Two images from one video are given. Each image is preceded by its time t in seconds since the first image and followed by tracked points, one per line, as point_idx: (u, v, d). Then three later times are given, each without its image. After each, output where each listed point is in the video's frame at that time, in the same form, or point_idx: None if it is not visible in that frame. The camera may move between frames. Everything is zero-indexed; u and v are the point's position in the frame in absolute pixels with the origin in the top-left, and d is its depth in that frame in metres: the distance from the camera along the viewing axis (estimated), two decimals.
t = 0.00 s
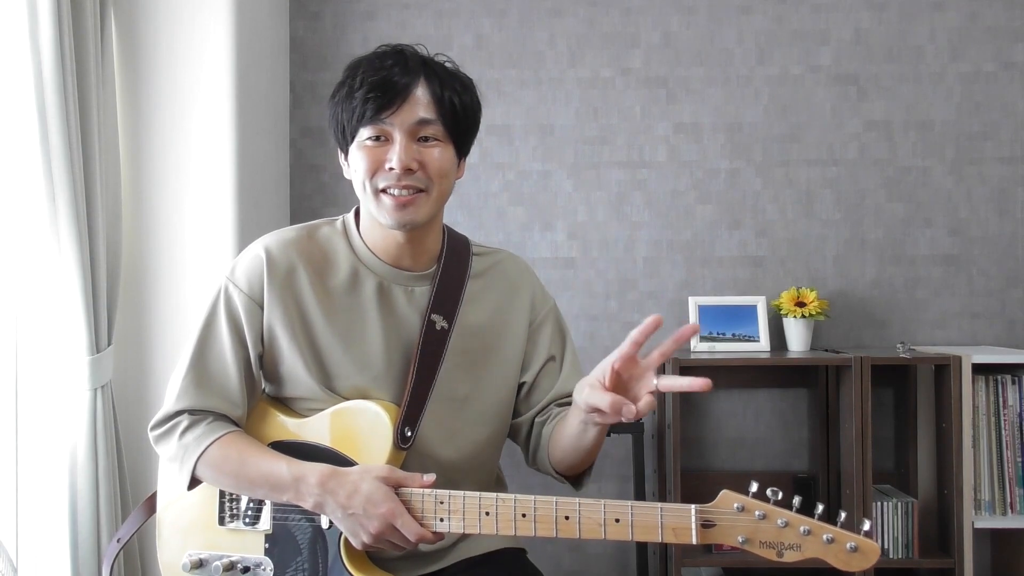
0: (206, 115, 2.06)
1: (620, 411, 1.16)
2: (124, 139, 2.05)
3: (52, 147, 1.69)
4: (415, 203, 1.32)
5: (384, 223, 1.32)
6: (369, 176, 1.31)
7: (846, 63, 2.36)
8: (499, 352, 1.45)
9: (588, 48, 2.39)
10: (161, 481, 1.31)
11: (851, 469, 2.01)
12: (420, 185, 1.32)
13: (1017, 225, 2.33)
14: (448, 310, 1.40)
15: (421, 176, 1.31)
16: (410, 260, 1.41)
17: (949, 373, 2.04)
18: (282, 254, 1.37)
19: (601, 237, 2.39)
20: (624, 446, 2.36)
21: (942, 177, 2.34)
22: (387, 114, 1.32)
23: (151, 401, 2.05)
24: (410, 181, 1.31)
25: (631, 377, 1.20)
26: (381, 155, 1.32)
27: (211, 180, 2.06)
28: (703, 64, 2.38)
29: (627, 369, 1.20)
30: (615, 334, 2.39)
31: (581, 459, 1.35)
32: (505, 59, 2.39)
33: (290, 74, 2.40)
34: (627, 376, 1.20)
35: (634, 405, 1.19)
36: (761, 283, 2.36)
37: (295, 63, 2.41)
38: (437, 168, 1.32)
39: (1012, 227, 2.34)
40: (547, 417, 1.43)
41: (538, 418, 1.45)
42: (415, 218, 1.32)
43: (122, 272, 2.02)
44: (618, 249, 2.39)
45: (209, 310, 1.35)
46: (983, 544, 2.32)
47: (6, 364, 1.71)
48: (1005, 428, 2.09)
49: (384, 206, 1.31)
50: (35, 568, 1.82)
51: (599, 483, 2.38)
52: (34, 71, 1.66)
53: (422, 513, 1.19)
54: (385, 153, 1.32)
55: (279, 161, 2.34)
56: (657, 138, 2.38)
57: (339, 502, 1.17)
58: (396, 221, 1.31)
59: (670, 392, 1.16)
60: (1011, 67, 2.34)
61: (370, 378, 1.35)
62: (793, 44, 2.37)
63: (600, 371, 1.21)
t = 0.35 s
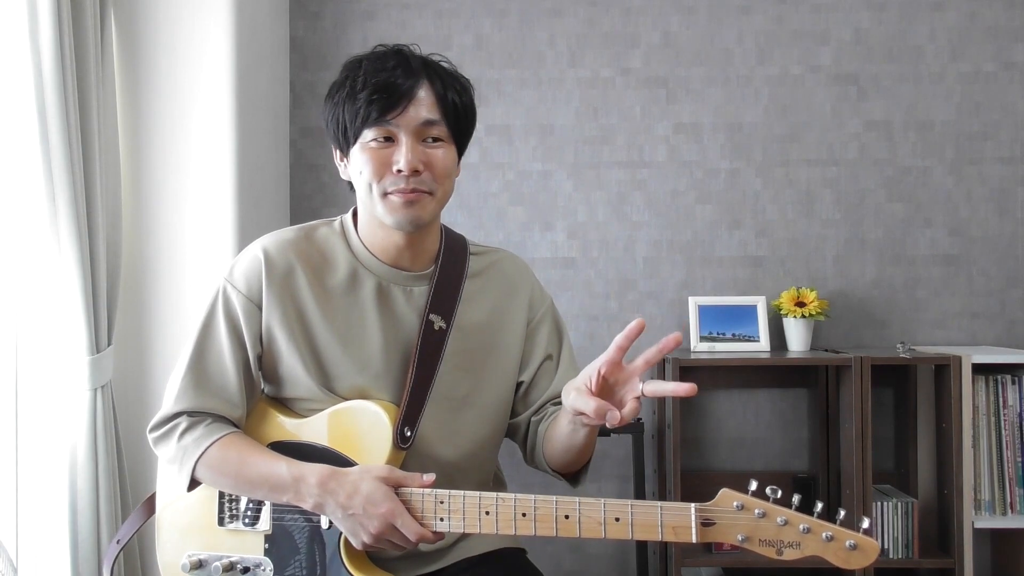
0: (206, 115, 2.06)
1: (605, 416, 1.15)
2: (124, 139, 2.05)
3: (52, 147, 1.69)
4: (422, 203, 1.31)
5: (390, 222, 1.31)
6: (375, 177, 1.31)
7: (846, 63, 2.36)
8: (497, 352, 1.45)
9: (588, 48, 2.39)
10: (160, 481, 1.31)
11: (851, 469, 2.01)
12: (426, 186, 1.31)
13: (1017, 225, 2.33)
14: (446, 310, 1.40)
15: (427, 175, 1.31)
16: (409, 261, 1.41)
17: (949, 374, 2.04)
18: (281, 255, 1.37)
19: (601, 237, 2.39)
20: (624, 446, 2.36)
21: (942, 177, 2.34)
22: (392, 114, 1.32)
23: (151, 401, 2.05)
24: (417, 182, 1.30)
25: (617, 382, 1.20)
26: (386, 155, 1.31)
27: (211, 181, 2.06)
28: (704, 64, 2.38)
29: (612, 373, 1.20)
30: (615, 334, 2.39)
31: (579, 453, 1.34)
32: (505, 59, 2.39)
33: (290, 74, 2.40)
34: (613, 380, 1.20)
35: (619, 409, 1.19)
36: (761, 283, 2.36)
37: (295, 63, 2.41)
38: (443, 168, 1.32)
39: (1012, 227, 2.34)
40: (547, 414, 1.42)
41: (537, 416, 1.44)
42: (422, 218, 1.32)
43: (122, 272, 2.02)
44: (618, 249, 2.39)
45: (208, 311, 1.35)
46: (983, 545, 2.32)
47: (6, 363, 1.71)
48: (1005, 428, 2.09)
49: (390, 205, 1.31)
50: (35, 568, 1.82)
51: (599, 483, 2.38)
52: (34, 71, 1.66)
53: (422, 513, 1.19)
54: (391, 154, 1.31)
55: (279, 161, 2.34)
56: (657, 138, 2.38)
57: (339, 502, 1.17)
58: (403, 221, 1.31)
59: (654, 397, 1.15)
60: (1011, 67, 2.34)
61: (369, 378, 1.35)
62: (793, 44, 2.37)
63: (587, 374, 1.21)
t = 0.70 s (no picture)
0: (206, 115, 2.06)
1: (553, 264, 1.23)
2: (124, 139, 2.05)
3: (52, 147, 1.68)
4: (444, 197, 1.31)
5: (409, 215, 1.30)
6: (398, 171, 1.30)
7: (846, 63, 2.36)
8: (498, 353, 1.45)
9: (588, 48, 2.39)
10: (160, 481, 1.31)
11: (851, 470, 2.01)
12: (448, 180, 1.31)
13: (1017, 225, 2.33)
14: (448, 310, 1.40)
15: (450, 171, 1.31)
16: (415, 263, 1.41)
17: (949, 374, 2.04)
18: (282, 256, 1.37)
19: (601, 237, 2.39)
20: (624, 446, 2.36)
21: (942, 177, 2.35)
22: (414, 110, 1.32)
23: (151, 401, 2.05)
24: (440, 176, 1.30)
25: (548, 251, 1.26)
26: (409, 150, 1.31)
27: (211, 180, 2.06)
28: (704, 64, 2.38)
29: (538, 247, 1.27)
30: (615, 334, 2.39)
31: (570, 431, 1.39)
32: (505, 59, 2.39)
33: (290, 74, 2.40)
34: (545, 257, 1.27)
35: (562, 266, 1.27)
36: (761, 283, 2.36)
37: (295, 64, 2.41)
38: (463, 164, 1.34)
39: (1012, 227, 2.34)
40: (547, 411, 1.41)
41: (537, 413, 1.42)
42: (444, 212, 1.31)
43: (122, 272, 2.02)
44: (618, 249, 2.39)
45: (209, 312, 1.35)
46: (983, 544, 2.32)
47: (6, 363, 1.71)
48: (1005, 428, 2.09)
49: (412, 199, 1.30)
50: (35, 569, 1.82)
51: (599, 483, 2.38)
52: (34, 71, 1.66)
53: (422, 514, 1.19)
54: (414, 149, 1.31)
55: (279, 161, 2.33)
56: (657, 138, 2.38)
57: (339, 503, 1.17)
58: (426, 215, 1.30)
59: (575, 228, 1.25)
60: (1011, 67, 2.34)
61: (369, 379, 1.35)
62: (793, 44, 2.37)
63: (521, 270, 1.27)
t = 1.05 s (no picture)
0: (206, 116, 2.06)
1: (622, 395, 1.11)
2: (124, 139, 2.05)
3: (52, 148, 1.68)
4: (447, 202, 1.32)
5: (412, 220, 1.30)
6: (402, 175, 1.30)
7: (846, 63, 2.36)
8: (499, 353, 1.45)
9: (588, 48, 2.39)
10: (160, 481, 1.31)
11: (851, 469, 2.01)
12: (452, 185, 1.32)
13: (1017, 225, 2.33)
14: (451, 310, 1.40)
15: (453, 175, 1.32)
16: (417, 264, 1.41)
17: (949, 374, 2.04)
18: (284, 256, 1.37)
19: (601, 237, 2.39)
20: (624, 446, 2.36)
21: (942, 177, 2.35)
22: (419, 114, 1.32)
23: (151, 401, 2.05)
24: (444, 181, 1.31)
25: (633, 363, 1.15)
26: (413, 154, 1.31)
27: (210, 180, 2.06)
28: (704, 64, 2.38)
29: (628, 354, 1.14)
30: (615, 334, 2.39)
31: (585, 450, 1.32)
32: (505, 59, 2.39)
33: (290, 73, 2.40)
34: (629, 362, 1.15)
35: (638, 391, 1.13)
36: (761, 283, 2.36)
37: (295, 64, 2.41)
38: (467, 168, 1.34)
39: (1012, 227, 2.34)
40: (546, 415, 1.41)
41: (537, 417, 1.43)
42: (447, 217, 1.32)
43: (122, 272, 2.02)
44: (618, 249, 2.39)
45: (210, 311, 1.35)
46: (983, 544, 2.32)
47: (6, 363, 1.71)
48: (1005, 428, 2.09)
49: (416, 204, 1.30)
50: (35, 568, 1.82)
51: (599, 484, 2.37)
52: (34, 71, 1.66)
53: (422, 514, 1.19)
54: (418, 153, 1.31)
55: (279, 161, 2.33)
56: (657, 138, 2.38)
57: (339, 503, 1.17)
58: (429, 220, 1.30)
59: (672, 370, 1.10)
60: (1011, 67, 2.34)
61: (370, 380, 1.35)
62: (793, 44, 2.37)
63: (602, 357, 1.16)
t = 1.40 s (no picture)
0: (206, 116, 2.06)
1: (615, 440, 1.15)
2: (124, 139, 2.05)
3: (52, 148, 1.69)
4: (447, 200, 1.32)
5: (411, 217, 1.31)
6: (404, 172, 1.30)
7: (847, 63, 2.36)
8: (497, 351, 1.44)
9: (588, 48, 2.39)
10: (160, 481, 1.31)
11: (851, 470, 2.01)
12: (452, 183, 1.32)
13: (1017, 225, 2.33)
14: (447, 310, 1.40)
15: (454, 173, 1.32)
16: (416, 263, 1.41)
17: (949, 374, 2.03)
18: (282, 256, 1.37)
19: (601, 237, 2.39)
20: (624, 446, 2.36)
21: (942, 177, 2.34)
22: (422, 112, 1.33)
23: (151, 400, 2.05)
24: (445, 179, 1.31)
25: (630, 401, 1.14)
26: (415, 152, 1.31)
27: (210, 180, 2.06)
28: (704, 64, 2.38)
29: (626, 396, 1.14)
30: (615, 334, 2.39)
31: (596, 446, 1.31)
32: (505, 59, 2.39)
33: (290, 73, 2.40)
34: (627, 402, 1.14)
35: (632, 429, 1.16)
36: (761, 283, 2.36)
37: (295, 64, 2.41)
38: (467, 167, 1.34)
39: (1012, 227, 2.33)
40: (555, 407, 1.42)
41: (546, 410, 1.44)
42: (447, 215, 1.32)
43: (122, 272, 2.02)
44: (618, 249, 2.38)
45: (208, 311, 1.36)
46: (983, 544, 2.32)
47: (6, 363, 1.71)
48: (1005, 428, 2.09)
49: (417, 201, 1.30)
50: (35, 568, 1.82)
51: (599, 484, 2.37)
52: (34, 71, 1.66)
53: (422, 514, 1.19)
54: (419, 151, 1.31)
55: (279, 161, 2.34)
56: (657, 138, 2.38)
57: (339, 504, 1.17)
58: (429, 217, 1.30)
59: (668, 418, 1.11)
60: (1011, 67, 2.33)
61: (369, 380, 1.35)
62: (794, 44, 2.37)
63: (599, 395, 1.15)
